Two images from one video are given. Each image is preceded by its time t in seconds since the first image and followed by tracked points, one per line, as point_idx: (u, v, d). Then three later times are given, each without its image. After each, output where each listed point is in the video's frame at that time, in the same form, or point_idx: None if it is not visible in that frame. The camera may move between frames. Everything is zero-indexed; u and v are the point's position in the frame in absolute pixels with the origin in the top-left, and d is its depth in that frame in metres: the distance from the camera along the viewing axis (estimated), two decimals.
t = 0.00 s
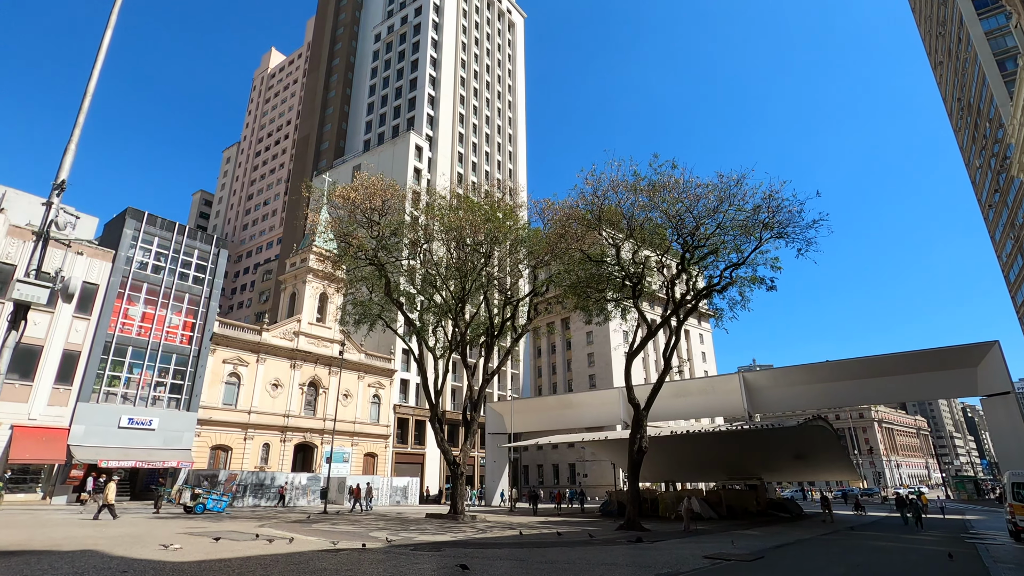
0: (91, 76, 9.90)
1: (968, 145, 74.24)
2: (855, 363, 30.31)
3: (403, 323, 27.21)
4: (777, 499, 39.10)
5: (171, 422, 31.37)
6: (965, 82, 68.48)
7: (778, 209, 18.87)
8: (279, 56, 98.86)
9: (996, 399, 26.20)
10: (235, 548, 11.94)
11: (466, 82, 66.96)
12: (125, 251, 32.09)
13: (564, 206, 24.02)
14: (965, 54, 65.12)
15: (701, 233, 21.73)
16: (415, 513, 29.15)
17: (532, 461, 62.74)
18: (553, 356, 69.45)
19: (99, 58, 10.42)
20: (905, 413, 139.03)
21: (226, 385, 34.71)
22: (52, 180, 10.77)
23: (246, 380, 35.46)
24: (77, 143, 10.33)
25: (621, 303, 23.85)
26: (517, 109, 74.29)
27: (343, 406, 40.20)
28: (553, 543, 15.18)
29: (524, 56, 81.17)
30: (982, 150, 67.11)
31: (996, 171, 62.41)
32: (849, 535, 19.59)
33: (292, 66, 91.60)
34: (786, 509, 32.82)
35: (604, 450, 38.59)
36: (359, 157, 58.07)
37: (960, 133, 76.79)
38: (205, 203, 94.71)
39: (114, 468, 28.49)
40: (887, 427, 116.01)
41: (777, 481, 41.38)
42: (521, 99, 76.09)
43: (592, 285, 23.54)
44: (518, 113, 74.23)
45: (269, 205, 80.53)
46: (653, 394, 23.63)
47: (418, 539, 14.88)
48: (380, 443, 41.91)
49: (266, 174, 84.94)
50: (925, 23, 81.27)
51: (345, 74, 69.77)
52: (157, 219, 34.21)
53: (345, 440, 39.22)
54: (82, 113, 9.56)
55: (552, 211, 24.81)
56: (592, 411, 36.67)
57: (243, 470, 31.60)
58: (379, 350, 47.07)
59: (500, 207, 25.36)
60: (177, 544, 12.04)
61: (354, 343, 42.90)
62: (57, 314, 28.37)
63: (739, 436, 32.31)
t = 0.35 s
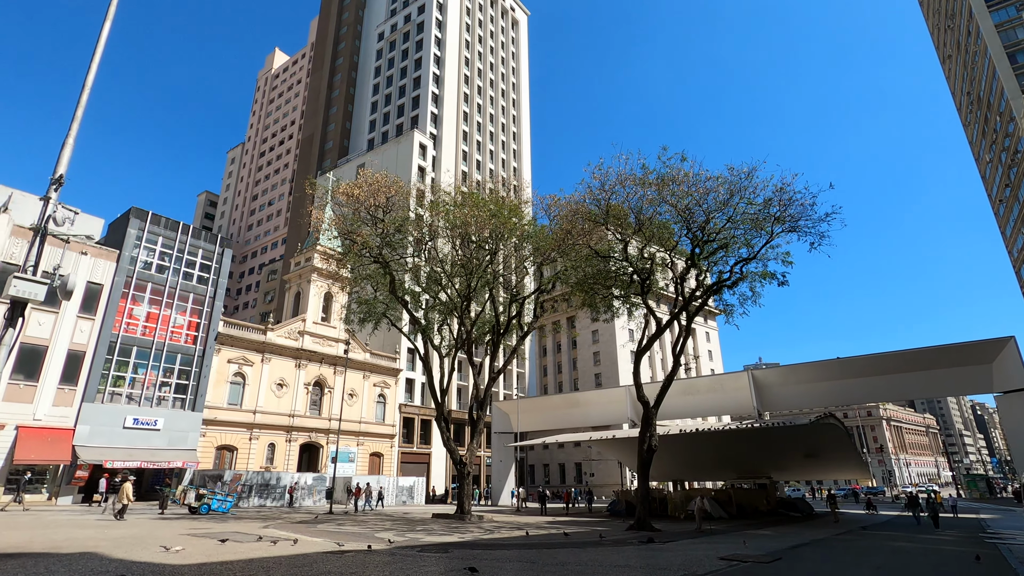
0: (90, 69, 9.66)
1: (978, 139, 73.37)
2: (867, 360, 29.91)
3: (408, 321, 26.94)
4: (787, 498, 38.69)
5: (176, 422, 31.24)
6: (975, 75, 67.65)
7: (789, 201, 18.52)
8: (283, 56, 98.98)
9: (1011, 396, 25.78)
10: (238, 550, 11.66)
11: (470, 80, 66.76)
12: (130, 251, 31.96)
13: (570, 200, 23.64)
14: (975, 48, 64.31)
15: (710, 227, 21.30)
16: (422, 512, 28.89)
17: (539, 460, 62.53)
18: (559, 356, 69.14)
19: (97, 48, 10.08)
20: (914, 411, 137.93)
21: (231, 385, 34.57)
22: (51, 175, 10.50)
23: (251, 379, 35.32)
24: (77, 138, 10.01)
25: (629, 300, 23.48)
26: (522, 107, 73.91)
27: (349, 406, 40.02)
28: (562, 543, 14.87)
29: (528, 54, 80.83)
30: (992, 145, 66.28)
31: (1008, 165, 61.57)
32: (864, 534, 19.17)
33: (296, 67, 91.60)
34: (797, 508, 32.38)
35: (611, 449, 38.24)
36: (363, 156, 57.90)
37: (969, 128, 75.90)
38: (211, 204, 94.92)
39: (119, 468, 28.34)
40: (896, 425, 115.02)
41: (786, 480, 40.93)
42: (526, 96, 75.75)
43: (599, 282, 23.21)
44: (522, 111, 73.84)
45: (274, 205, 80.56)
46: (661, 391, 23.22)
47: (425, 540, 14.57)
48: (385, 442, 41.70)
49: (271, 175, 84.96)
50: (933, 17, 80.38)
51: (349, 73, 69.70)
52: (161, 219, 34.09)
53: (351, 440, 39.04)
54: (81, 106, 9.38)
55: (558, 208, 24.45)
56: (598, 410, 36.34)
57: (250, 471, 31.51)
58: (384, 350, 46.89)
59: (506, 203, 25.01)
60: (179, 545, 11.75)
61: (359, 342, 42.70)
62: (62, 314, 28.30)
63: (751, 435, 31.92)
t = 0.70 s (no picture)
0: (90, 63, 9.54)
1: (988, 136, 72.48)
2: (879, 359, 29.36)
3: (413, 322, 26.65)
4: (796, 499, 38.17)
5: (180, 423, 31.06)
6: (984, 72, 66.85)
7: (802, 197, 18.14)
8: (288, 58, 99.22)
9: None
10: (241, 554, 11.39)
11: (474, 80, 66.58)
12: (134, 251, 31.83)
13: (578, 197, 23.28)
14: (985, 44, 63.54)
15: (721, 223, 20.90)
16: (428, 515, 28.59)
17: (544, 461, 62.18)
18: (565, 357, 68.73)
19: (95, 41, 9.80)
20: (923, 412, 136.64)
21: (236, 386, 34.42)
22: (48, 170, 10.19)
23: (256, 381, 35.15)
24: (75, 133, 9.70)
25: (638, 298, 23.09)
26: (526, 107, 73.64)
27: (354, 407, 39.80)
28: (571, 547, 14.52)
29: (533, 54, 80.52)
30: (1002, 142, 65.44)
31: (1017, 162, 60.92)
32: (880, 537, 18.71)
33: (300, 68, 91.68)
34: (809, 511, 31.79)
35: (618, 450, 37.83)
36: (368, 156, 57.74)
37: (978, 125, 75.06)
38: (216, 207, 95.12)
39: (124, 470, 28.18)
40: (905, 425, 113.94)
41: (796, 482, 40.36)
42: (530, 96, 75.45)
43: (607, 280, 22.81)
44: (527, 110, 73.54)
45: (278, 207, 80.58)
46: (671, 391, 22.81)
47: (432, 544, 14.26)
48: (390, 443, 41.45)
49: (275, 176, 85.01)
50: (941, 13, 79.57)
51: (353, 74, 69.62)
52: (165, 219, 33.93)
53: (356, 441, 38.81)
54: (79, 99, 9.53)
55: (565, 205, 24.08)
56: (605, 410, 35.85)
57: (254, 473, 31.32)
58: (389, 350, 46.67)
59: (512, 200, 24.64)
60: (181, 549, 11.50)
61: (364, 343, 42.47)
62: (66, 315, 28.17)
63: (761, 435, 31.45)
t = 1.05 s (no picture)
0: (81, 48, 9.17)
1: (991, 136, 72.09)
2: (884, 359, 28.91)
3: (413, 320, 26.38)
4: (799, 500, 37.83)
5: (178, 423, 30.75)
6: (987, 71, 66.51)
7: (808, 191, 17.87)
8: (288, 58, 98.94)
9: None
10: (236, 556, 11.06)
11: (475, 79, 66.30)
12: (131, 249, 31.52)
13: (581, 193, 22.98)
14: (988, 43, 63.16)
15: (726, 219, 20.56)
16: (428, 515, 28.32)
17: (545, 462, 61.91)
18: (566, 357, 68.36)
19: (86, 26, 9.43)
20: (924, 413, 136.26)
21: (234, 385, 34.14)
22: (38, 160, 9.85)
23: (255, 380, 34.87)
24: (66, 122, 9.36)
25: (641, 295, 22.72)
26: (527, 106, 73.35)
27: (353, 407, 39.50)
28: (574, 548, 14.18)
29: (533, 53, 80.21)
30: (1005, 141, 65.13)
31: (1021, 161, 60.60)
32: (889, 538, 18.39)
33: (300, 68, 91.43)
34: (812, 512, 31.52)
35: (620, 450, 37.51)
36: (368, 155, 57.48)
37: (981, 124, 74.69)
38: (216, 206, 94.84)
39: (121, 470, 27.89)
40: (906, 426, 113.61)
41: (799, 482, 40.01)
42: (531, 95, 75.14)
43: (610, 277, 22.42)
44: (527, 109, 73.25)
45: (278, 206, 80.32)
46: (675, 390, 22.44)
47: (432, 545, 13.92)
48: (390, 443, 41.15)
49: (275, 176, 84.76)
50: (943, 12, 79.23)
51: (353, 73, 69.39)
52: (163, 216, 33.60)
53: (356, 441, 38.50)
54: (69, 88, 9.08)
55: (567, 202, 23.74)
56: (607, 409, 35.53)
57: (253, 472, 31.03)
58: (389, 350, 46.35)
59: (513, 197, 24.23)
60: (175, 550, 11.19)
61: (364, 342, 42.17)
62: (62, 313, 27.88)
63: (764, 435, 31.19)
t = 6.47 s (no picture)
0: None
1: None
2: None
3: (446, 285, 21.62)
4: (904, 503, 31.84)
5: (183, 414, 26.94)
6: None
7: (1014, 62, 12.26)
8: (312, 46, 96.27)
9: None
10: None
11: (505, 49, 61.65)
12: (129, 218, 27.90)
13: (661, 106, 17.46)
14: None
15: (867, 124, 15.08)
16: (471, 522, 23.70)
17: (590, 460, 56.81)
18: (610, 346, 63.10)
19: None
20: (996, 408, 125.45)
21: (249, 372, 30.23)
22: None
23: (272, 366, 30.92)
24: None
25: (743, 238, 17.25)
26: (561, 78, 68.29)
27: (381, 397, 35.29)
28: None
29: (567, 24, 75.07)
30: None
31: None
32: None
33: (324, 54, 88.49)
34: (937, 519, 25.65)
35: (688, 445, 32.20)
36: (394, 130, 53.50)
37: None
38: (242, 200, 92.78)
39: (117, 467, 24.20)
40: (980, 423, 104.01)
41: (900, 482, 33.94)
42: (566, 67, 70.02)
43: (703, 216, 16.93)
44: (562, 82, 68.20)
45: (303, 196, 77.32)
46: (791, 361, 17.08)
47: None
48: (424, 439, 36.83)
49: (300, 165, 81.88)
50: None
51: (377, 49, 65.63)
52: (166, 182, 29.96)
53: (385, 435, 34.28)
54: None
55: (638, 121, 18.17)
56: (671, 399, 30.26)
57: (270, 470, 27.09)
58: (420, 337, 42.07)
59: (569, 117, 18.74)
60: None
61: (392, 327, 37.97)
62: (49, 287, 24.31)
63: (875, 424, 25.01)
